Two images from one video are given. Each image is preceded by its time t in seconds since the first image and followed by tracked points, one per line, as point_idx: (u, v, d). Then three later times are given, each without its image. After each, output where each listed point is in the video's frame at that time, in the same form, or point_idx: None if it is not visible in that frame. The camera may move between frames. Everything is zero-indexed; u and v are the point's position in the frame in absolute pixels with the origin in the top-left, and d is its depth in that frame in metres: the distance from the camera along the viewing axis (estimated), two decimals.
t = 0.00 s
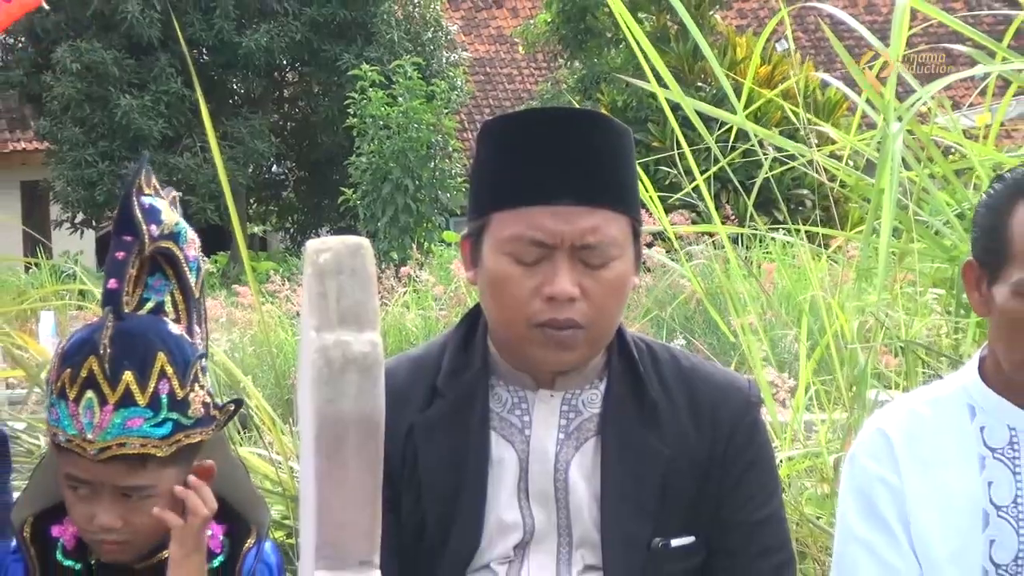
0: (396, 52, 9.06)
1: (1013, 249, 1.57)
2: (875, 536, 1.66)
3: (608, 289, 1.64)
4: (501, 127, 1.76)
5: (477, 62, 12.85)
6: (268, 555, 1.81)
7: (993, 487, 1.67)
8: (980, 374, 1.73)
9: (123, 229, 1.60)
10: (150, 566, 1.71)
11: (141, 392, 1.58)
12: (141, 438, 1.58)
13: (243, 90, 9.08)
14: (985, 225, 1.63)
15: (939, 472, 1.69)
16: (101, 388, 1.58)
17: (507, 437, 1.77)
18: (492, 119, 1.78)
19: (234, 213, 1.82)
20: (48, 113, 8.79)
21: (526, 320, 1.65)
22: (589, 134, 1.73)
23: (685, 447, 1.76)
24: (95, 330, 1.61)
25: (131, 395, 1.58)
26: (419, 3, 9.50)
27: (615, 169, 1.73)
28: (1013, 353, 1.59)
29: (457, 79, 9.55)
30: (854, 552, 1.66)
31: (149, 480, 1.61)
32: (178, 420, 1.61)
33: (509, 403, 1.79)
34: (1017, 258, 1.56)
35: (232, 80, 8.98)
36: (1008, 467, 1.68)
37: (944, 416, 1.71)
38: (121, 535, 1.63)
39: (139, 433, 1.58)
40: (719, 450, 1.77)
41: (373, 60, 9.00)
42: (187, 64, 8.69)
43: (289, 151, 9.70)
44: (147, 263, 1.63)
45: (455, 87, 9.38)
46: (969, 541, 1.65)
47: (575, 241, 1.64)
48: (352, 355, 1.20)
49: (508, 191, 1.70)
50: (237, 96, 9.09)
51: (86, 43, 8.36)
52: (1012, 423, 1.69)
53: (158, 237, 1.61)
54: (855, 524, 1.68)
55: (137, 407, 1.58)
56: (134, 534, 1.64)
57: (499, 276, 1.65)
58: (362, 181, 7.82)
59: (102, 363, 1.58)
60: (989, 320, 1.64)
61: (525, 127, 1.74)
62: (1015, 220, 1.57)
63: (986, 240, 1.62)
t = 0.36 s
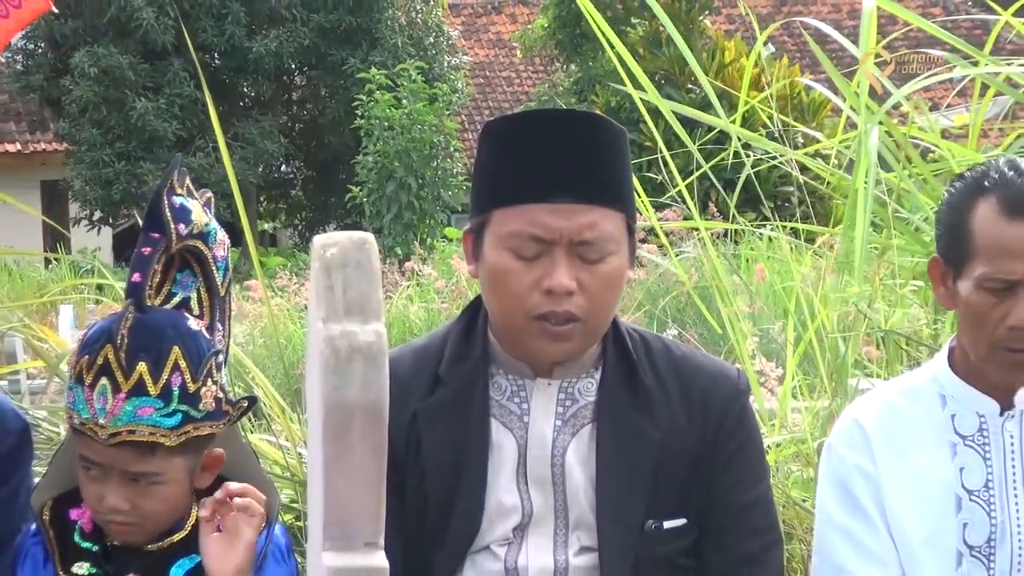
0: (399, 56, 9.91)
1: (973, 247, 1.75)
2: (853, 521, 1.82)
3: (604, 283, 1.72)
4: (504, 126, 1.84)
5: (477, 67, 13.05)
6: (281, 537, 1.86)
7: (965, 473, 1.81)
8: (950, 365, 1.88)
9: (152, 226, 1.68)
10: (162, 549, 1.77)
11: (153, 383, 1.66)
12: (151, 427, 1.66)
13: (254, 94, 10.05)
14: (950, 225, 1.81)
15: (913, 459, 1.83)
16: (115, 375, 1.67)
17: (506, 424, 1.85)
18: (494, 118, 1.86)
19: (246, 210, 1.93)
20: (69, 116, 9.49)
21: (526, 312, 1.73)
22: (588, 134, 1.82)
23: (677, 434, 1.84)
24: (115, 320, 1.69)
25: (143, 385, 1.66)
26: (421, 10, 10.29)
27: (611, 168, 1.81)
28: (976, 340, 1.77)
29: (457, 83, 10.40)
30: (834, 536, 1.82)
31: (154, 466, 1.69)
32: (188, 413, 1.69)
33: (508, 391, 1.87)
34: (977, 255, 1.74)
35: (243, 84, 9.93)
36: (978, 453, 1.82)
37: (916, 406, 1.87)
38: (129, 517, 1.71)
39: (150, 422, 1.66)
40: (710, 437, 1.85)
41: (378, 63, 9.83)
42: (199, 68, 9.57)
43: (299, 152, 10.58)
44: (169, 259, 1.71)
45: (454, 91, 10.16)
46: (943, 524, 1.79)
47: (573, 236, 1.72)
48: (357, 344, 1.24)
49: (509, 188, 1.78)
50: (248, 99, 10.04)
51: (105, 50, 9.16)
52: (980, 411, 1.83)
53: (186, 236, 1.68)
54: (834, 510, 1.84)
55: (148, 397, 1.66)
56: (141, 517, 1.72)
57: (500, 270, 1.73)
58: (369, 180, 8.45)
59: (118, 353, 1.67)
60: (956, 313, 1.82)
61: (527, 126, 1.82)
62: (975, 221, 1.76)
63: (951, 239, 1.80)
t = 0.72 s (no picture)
0: (401, 62, 10.27)
1: (946, 244, 1.84)
2: (836, 506, 1.90)
3: (594, 278, 1.80)
4: (500, 128, 1.92)
5: (476, 71, 13.17)
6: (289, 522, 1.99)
7: (943, 458, 1.90)
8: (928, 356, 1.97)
9: (152, 226, 1.77)
10: (182, 534, 1.88)
11: (188, 372, 1.78)
12: (191, 415, 1.78)
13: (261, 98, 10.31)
14: (923, 223, 1.90)
15: (893, 446, 1.92)
16: (153, 370, 1.77)
17: (503, 415, 1.93)
18: (489, 121, 1.94)
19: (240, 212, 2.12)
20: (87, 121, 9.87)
21: (520, 307, 1.81)
22: (578, 135, 1.90)
23: (666, 422, 1.92)
24: (140, 317, 1.79)
25: (180, 375, 1.77)
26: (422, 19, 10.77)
27: (600, 168, 1.89)
28: (951, 332, 1.85)
29: (456, 86, 10.61)
30: (818, 520, 1.91)
31: (191, 452, 1.80)
32: (218, 397, 1.82)
33: (505, 383, 1.95)
34: (949, 251, 1.83)
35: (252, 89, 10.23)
36: (956, 439, 1.91)
37: (895, 396, 1.95)
38: (168, 505, 1.81)
39: (189, 410, 1.78)
40: (697, 426, 1.94)
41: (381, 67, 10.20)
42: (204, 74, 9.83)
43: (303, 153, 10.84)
44: (175, 253, 1.81)
45: (456, 94, 10.46)
46: (922, 507, 1.88)
47: (563, 234, 1.79)
48: (361, 339, 1.32)
49: (502, 188, 1.86)
50: (256, 103, 10.30)
51: (119, 56, 9.57)
52: (957, 399, 1.92)
53: (182, 230, 1.80)
54: (818, 496, 1.92)
55: (185, 386, 1.78)
56: (179, 505, 1.83)
57: (494, 267, 1.81)
58: (372, 181, 8.61)
59: (153, 348, 1.77)
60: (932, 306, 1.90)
61: (520, 128, 1.91)
62: (946, 219, 1.84)
63: (925, 236, 1.88)
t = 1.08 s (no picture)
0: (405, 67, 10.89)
1: (936, 237, 1.88)
2: (824, 491, 1.98)
3: (587, 273, 1.89)
4: (497, 130, 2.01)
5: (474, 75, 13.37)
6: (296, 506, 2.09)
7: (928, 445, 1.96)
8: (916, 347, 2.03)
9: (163, 224, 1.88)
10: (196, 513, 1.99)
11: (206, 363, 1.89)
12: (209, 404, 1.87)
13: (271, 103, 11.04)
14: (915, 218, 1.94)
15: (879, 434, 1.99)
16: (173, 362, 1.87)
17: (500, 405, 2.02)
18: (487, 123, 2.03)
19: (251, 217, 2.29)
20: (102, 124, 10.50)
21: (516, 302, 1.89)
22: (571, 137, 1.99)
23: (657, 412, 2.01)
24: (156, 311, 1.89)
25: (199, 367, 1.88)
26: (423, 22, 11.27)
27: (593, 168, 1.98)
28: (939, 323, 1.90)
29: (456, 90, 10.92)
30: (807, 504, 1.98)
31: (209, 440, 1.90)
32: (232, 386, 1.93)
33: (502, 375, 2.04)
34: (939, 244, 1.87)
35: (259, 92, 10.90)
36: (941, 427, 1.97)
37: (883, 386, 2.02)
38: (186, 491, 1.91)
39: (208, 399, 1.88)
40: (688, 415, 2.02)
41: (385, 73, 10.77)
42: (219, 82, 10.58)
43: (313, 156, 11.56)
44: (180, 251, 1.93)
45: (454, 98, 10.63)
46: (906, 492, 1.95)
47: (557, 232, 1.88)
48: (366, 332, 1.36)
49: (499, 188, 1.94)
50: (265, 107, 11.01)
51: (133, 62, 10.22)
52: (943, 388, 1.98)
53: (187, 228, 1.92)
54: (807, 480, 2.00)
55: (203, 376, 1.88)
56: (197, 490, 1.93)
57: (492, 264, 1.89)
58: (376, 181, 8.84)
59: (173, 341, 1.87)
60: (920, 300, 1.95)
61: (517, 130, 1.99)
62: (938, 214, 1.88)
63: (916, 231, 1.93)
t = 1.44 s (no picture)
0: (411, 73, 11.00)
1: (928, 234, 1.91)
2: (816, 477, 2.05)
3: (586, 271, 1.97)
4: (499, 133, 2.10)
5: (478, 81, 13.51)
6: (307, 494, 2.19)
7: (915, 435, 2.05)
8: (905, 341, 2.11)
9: (181, 222, 1.97)
10: (217, 498, 2.07)
11: (225, 354, 1.98)
12: (228, 393, 1.97)
13: (282, 107, 11.22)
14: (906, 215, 1.98)
15: (869, 424, 2.07)
16: (194, 354, 1.96)
17: (504, 397, 2.11)
18: (489, 127, 2.12)
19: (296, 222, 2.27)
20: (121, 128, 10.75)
21: (517, 297, 1.97)
22: (570, 138, 2.07)
23: (655, 403, 2.10)
24: (177, 306, 1.98)
25: (219, 358, 1.97)
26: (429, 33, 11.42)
27: (592, 169, 2.07)
28: (928, 317, 1.94)
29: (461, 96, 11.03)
30: (800, 490, 2.06)
31: (228, 428, 1.99)
32: (250, 377, 2.02)
33: (505, 368, 2.12)
34: (931, 240, 1.91)
35: (273, 99, 11.14)
36: (928, 417, 2.05)
37: (873, 377, 2.09)
38: (205, 478, 2.01)
39: (227, 389, 1.97)
40: (684, 406, 2.11)
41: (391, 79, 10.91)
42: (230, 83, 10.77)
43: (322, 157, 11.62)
44: (197, 250, 2.02)
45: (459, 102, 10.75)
46: (895, 480, 2.03)
47: (557, 231, 1.96)
48: (375, 327, 1.44)
49: (501, 189, 2.03)
50: (277, 112, 11.23)
51: (151, 68, 10.39)
52: (930, 380, 2.06)
53: (205, 227, 2.01)
54: (799, 467, 2.07)
55: (223, 367, 1.97)
56: (216, 477, 2.02)
57: (494, 262, 1.98)
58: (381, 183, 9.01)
59: (194, 333, 1.96)
60: (910, 294, 1.99)
61: (518, 133, 2.08)
62: (930, 212, 1.91)
63: (908, 228, 1.96)
